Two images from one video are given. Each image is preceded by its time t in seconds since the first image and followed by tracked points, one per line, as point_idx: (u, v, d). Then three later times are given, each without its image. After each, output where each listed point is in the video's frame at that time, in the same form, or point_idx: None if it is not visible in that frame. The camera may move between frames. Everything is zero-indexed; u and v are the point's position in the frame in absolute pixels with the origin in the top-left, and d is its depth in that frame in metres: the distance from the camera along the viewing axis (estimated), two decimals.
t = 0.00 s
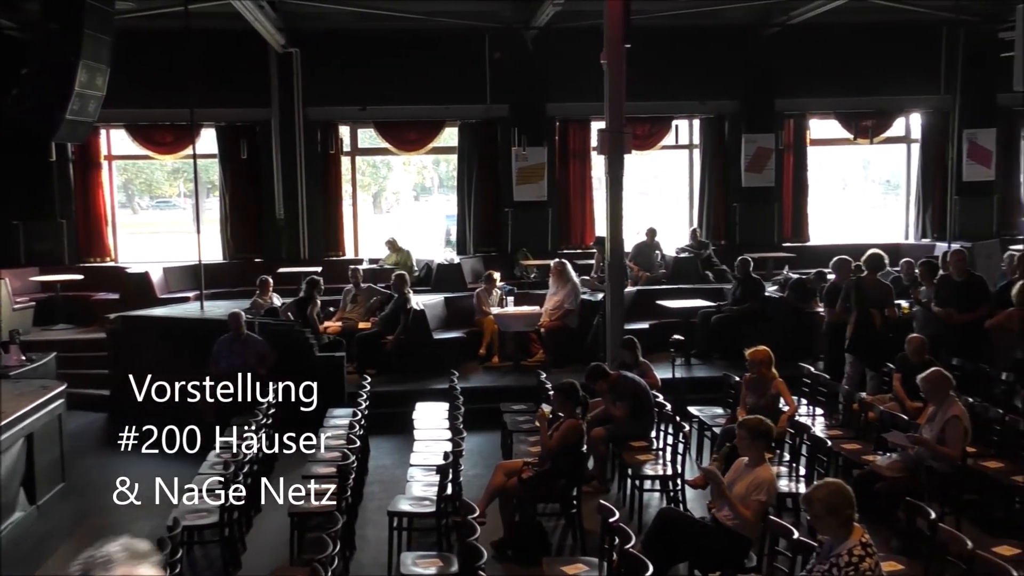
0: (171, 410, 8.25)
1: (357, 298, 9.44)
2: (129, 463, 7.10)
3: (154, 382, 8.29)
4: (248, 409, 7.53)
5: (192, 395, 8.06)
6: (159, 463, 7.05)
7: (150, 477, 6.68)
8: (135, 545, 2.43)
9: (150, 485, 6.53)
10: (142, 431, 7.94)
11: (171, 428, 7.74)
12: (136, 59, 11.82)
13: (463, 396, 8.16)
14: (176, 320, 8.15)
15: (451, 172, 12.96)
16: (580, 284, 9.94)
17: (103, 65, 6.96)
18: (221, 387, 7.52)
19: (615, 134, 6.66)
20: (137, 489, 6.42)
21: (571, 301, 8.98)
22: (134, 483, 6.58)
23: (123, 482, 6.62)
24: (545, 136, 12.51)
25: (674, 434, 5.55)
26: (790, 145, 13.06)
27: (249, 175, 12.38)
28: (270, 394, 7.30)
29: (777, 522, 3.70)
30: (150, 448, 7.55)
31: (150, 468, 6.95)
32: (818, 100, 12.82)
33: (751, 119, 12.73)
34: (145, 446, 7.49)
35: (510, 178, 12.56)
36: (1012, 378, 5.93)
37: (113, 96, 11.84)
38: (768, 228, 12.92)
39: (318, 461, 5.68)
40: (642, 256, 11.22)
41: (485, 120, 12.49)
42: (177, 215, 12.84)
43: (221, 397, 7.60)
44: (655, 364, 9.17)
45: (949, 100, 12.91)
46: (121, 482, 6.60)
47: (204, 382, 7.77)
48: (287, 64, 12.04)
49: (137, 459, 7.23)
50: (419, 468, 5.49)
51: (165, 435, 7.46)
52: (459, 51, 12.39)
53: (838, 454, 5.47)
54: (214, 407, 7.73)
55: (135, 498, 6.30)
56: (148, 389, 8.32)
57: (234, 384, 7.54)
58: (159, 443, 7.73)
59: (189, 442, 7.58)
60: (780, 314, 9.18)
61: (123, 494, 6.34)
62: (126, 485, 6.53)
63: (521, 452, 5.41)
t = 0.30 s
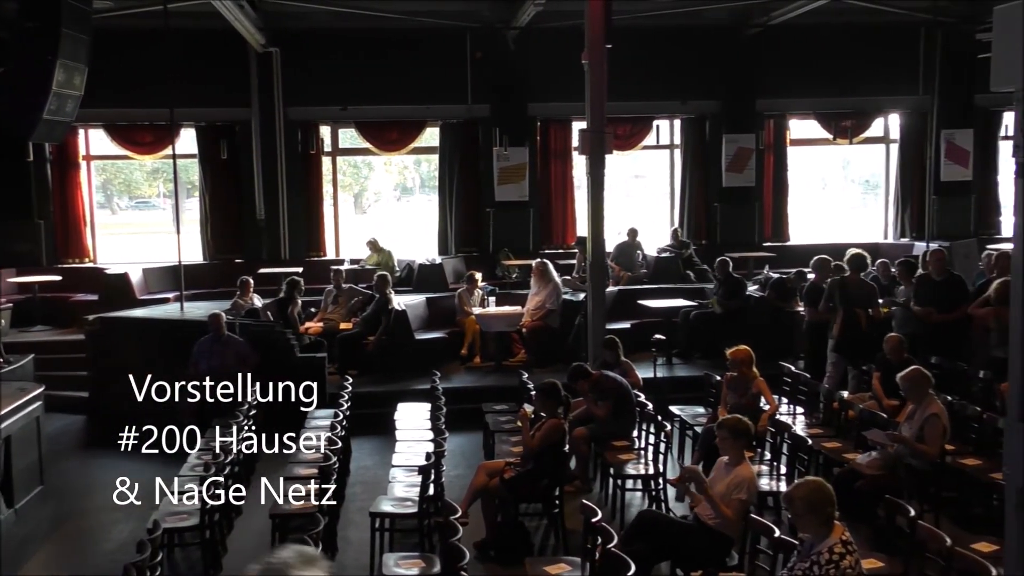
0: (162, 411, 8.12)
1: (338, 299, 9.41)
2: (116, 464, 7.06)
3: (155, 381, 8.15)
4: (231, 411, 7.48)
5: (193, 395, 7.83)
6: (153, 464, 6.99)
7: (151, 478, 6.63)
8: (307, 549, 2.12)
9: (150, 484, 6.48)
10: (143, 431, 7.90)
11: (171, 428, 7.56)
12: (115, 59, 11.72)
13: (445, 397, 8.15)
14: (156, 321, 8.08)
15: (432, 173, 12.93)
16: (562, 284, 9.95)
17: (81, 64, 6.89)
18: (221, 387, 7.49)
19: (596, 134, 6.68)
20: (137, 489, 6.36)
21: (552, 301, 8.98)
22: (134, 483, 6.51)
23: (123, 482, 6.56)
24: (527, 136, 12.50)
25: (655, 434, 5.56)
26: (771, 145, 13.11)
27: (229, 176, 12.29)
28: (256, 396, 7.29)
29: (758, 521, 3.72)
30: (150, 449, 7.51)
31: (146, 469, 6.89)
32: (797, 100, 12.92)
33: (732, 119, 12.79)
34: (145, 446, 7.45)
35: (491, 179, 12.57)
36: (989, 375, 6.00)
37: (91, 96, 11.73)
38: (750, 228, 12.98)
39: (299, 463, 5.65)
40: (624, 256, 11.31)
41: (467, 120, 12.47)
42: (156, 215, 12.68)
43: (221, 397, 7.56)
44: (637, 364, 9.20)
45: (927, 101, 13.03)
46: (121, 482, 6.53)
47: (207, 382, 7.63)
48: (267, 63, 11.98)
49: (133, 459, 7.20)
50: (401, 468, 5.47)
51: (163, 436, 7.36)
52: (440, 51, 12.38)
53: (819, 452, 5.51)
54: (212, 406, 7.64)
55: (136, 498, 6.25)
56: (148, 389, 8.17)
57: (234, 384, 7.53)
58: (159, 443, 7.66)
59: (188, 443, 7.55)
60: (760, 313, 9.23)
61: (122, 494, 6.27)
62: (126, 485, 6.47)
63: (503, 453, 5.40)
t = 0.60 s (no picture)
0: (141, 413, 8.06)
1: (319, 299, 9.37)
2: (94, 466, 6.99)
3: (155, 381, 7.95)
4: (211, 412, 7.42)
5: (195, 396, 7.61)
6: (145, 465, 6.97)
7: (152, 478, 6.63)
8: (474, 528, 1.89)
9: (150, 484, 6.47)
10: (142, 431, 7.77)
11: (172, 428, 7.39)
12: (92, 57, 11.60)
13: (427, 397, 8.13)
14: (135, 322, 8.01)
15: (413, 173, 12.87)
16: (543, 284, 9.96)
17: (58, 63, 6.80)
18: (222, 387, 7.44)
19: (577, 134, 6.68)
20: (137, 489, 6.37)
21: (533, 300, 8.98)
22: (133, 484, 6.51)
23: (123, 483, 6.56)
24: (507, 136, 12.49)
25: (637, 434, 5.57)
26: (750, 145, 13.16)
27: (209, 176, 12.20)
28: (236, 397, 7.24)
29: (739, 520, 3.73)
30: (150, 449, 7.40)
31: (139, 470, 6.86)
32: (776, 101, 13.01)
33: (712, 119, 12.85)
34: (145, 445, 7.32)
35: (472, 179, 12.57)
36: (966, 373, 6.06)
37: (68, 95, 11.61)
38: (730, 227, 13.05)
39: (279, 464, 5.61)
40: (605, 256, 11.25)
41: (448, 120, 12.45)
42: (135, 215, 12.57)
43: (221, 396, 7.47)
44: (618, 363, 9.23)
45: (904, 101, 13.16)
46: (121, 482, 6.53)
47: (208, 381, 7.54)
48: (246, 63, 11.89)
49: (112, 460, 7.14)
50: (382, 469, 5.45)
51: (162, 437, 7.19)
52: (420, 51, 12.35)
53: (798, 451, 5.55)
54: (210, 406, 7.56)
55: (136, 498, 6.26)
56: (148, 389, 8.03)
57: (234, 385, 7.71)
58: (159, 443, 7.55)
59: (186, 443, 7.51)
60: (741, 313, 9.27)
61: (122, 494, 6.28)
62: (126, 485, 6.47)
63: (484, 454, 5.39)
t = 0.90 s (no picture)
0: (119, 413, 7.98)
1: (299, 299, 9.33)
2: (73, 468, 6.92)
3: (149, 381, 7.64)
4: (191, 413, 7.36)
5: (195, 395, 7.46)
6: (126, 466, 6.91)
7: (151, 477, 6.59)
8: (648, 553, 2.42)
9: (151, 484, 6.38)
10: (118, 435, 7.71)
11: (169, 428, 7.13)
12: (70, 56, 11.49)
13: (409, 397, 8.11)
14: (114, 323, 7.94)
15: (394, 172, 12.83)
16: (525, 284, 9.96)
17: (34, 62, 6.72)
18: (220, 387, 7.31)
19: (558, 134, 6.68)
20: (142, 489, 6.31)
21: (514, 299, 9.01)
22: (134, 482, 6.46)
23: (123, 482, 6.51)
24: (489, 136, 12.48)
25: (618, 433, 5.58)
26: (730, 145, 13.22)
27: (188, 175, 12.10)
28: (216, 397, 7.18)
29: (720, 519, 3.74)
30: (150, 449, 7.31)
31: (121, 471, 6.80)
32: (756, 101, 13.09)
33: (692, 118, 12.90)
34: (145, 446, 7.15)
35: (452, 179, 12.56)
36: (943, 371, 6.12)
37: (45, 94, 11.49)
38: (710, 227, 13.12)
39: (259, 465, 5.57)
40: (586, 256, 11.32)
41: (429, 119, 12.42)
42: (113, 216, 12.45)
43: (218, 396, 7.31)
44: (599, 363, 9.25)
45: (882, 102, 13.27)
46: (121, 482, 6.48)
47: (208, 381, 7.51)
48: (225, 62, 11.81)
49: (90, 462, 7.07)
50: (363, 469, 5.43)
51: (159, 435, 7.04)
52: (401, 51, 12.32)
53: (779, 449, 5.59)
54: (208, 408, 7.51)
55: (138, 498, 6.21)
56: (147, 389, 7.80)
57: (235, 385, 7.75)
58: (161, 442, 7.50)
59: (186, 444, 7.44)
60: (722, 313, 9.31)
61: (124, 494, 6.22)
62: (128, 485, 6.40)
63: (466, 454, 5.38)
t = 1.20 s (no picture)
0: (98, 415, 7.91)
1: (280, 299, 9.28)
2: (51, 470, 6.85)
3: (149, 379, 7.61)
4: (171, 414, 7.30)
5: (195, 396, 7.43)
6: (105, 469, 6.85)
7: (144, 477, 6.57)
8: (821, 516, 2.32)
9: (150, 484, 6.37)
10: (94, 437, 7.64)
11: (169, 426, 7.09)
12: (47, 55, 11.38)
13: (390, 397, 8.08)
14: (92, 324, 7.87)
15: (376, 171, 12.77)
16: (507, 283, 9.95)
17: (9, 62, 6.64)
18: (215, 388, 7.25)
19: (539, 134, 6.68)
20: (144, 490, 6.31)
21: (495, 300, 8.97)
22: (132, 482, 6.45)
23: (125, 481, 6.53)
24: (470, 136, 12.46)
25: (600, 432, 5.59)
26: (711, 145, 13.28)
27: (167, 175, 12.02)
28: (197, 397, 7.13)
29: (701, 517, 3.75)
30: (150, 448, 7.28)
31: (99, 473, 6.74)
32: (737, 102, 13.16)
33: (673, 119, 12.95)
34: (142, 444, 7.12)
35: (434, 178, 12.52)
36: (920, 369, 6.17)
37: (21, 93, 11.38)
38: (691, 226, 13.18)
39: (240, 466, 5.53)
40: (568, 256, 11.26)
41: (410, 119, 12.39)
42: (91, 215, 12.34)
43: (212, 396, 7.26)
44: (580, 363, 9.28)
45: (861, 102, 13.38)
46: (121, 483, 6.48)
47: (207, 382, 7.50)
48: (204, 61, 11.72)
49: (68, 464, 7.01)
50: (345, 469, 5.41)
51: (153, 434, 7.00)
52: (382, 50, 12.28)
53: (760, 448, 5.62)
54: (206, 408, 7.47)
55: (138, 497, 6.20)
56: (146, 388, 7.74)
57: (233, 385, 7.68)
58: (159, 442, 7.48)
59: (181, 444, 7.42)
60: (704, 312, 9.33)
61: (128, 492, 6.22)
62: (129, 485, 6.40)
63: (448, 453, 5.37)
